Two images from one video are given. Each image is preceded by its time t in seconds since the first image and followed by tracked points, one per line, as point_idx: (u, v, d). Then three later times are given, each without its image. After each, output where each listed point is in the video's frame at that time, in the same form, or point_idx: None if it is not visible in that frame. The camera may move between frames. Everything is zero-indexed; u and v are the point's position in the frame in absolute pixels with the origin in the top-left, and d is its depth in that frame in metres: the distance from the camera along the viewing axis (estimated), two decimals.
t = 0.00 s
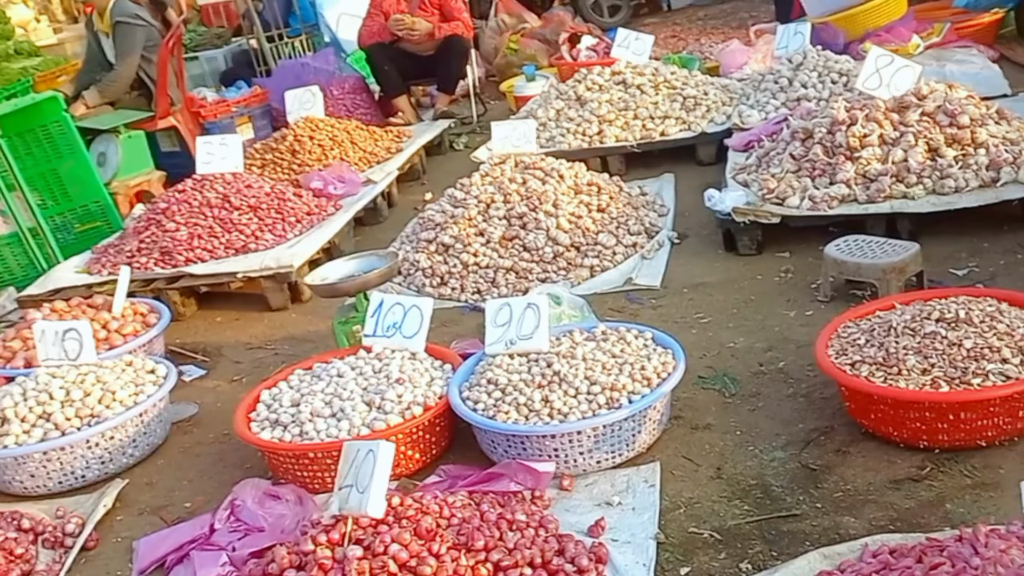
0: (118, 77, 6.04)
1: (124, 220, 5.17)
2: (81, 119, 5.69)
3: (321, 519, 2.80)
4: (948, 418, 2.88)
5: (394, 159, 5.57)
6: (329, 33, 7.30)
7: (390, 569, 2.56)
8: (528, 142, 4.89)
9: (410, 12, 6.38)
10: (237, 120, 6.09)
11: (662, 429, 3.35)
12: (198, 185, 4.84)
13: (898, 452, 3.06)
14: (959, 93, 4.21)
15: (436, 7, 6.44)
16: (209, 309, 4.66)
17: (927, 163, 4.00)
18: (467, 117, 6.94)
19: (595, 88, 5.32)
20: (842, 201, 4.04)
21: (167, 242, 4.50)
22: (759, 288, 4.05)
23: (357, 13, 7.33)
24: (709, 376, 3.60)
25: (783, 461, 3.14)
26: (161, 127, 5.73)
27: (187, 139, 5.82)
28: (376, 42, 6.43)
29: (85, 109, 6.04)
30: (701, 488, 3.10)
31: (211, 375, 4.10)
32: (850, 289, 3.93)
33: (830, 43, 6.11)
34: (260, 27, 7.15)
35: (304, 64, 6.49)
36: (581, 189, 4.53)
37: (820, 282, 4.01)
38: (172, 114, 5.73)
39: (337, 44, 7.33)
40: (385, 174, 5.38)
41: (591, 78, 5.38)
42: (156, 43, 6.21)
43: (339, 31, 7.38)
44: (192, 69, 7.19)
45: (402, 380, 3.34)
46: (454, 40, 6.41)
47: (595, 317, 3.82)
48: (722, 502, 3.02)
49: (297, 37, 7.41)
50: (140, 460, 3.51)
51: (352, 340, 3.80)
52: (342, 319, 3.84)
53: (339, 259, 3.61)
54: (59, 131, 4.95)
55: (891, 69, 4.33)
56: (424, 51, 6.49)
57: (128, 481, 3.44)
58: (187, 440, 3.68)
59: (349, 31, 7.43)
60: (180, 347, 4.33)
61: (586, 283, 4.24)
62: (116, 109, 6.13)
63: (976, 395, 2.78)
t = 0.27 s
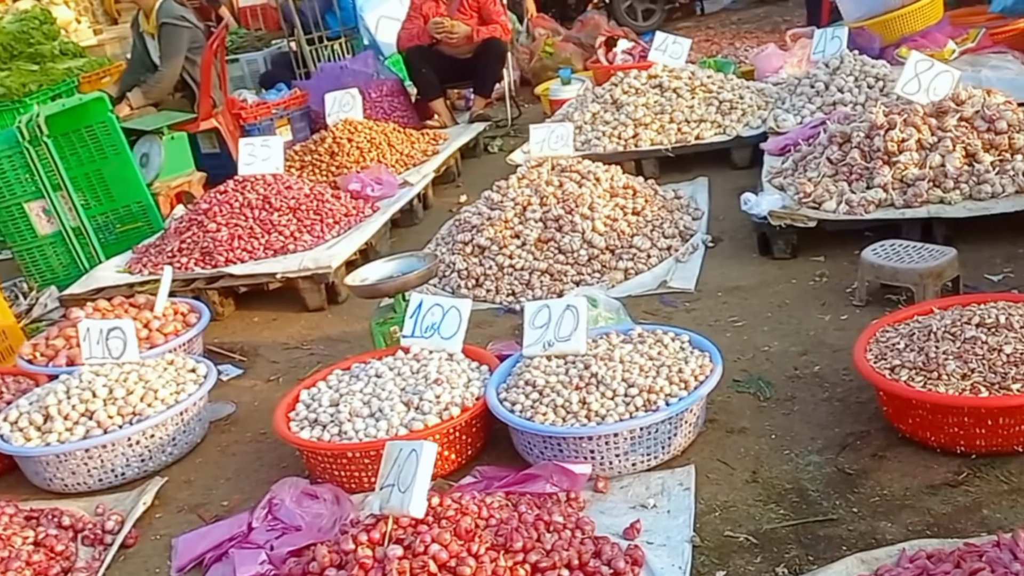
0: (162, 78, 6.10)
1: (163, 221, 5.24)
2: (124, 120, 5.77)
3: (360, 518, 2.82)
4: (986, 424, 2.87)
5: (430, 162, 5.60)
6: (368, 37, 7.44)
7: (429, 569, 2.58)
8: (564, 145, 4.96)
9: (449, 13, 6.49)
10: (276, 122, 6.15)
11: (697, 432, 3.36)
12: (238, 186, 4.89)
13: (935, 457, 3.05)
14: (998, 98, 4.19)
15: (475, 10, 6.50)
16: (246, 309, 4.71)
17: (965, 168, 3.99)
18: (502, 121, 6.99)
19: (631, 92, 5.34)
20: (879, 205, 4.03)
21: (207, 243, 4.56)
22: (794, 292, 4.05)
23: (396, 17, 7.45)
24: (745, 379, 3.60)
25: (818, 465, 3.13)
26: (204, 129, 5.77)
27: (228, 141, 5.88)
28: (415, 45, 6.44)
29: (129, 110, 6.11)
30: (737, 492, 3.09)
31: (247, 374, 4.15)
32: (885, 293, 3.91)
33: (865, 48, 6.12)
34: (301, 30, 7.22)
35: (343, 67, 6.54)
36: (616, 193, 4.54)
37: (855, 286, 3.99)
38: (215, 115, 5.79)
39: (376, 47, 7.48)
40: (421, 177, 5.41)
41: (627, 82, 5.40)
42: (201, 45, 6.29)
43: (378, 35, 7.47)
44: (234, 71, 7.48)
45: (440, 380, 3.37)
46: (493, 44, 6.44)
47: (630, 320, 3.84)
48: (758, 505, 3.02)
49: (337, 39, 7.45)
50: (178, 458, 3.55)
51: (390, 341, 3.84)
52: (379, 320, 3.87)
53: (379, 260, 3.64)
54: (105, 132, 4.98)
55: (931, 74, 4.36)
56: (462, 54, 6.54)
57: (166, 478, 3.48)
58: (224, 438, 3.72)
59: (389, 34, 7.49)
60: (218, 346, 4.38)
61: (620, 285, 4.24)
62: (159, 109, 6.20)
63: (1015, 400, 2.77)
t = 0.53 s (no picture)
0: (191, 80, 6.18)
1: (190, 222, 5.28)
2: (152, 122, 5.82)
3: (386, 518, 2.85)
4: (1011, 430, 2.88)
5: (453, 164, 5.63)
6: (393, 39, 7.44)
7: (455, 570, 2.60)
8: (587, 148, 5.00)
9: (474, 17, 6.53)
10: (302, 124, 6.19)
11: (720, 435, 3.37)
12: (263, 187, 4.93)
13: (958, 463, 3.05)
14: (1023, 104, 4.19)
15: (500, 14, 6.54)
16: (269, 309, 4.74)
17: (989, 174, 3.99)
18: (524, 124, 7.02)
19: (653, 95, 5.36)
20: (903, 210, 4.03)
21: (234, 243, 4.60)
22: (816, 296, 4.05)
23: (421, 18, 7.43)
24: (767, 383, 3.61)
25: (841, 470, 3.14)
26: (231, 130, 5.80)
27: (254, 142, 5.91)
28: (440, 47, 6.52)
29: (158, 112, 6.16)
30: (759, 495, 3.10)
31: (271, 374, 4.18)
32: (907, 299, 3.91)
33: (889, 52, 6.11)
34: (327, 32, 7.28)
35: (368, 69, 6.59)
36: (638, 196, 4.57)
37: (878, 290, 3.99)
38: (242, 117, 5.81)
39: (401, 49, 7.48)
40: (443, 179, 5.44)
41: (649, 86, 5.42)
42: (230, 47, 6.35)
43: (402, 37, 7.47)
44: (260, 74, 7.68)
45: (463, 381, 3.39)
46: (517, 47, 6.45)
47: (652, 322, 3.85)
48: (780, 509, 3.02)
49: (362, 42, 7.51)
50: (204, 456, 3.59)
51: (414, 342, 3.86)
52: (403, 321, 3.90)
53: (403, 261, 3.66)
54: (134, 133, 5.03)
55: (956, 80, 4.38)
56: (485, 57, 6.58)
57: (192, 476, 3.51)
58: (249, 437, 3.75)
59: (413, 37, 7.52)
60: (242, 346, 4.41)
61: (642, 288, 4.24)
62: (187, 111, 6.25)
63: None
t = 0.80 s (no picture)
0: (202, 81, 6.18)
1: (201, 222, 5.29)
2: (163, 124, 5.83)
3: (395, 518, 2.85)
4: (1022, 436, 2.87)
5: (461, 167, 5.64)
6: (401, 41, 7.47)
7: (463, 570, 2.60)
8: (595, 151, 4.98)
9: (482, 21, 6.50)
10: (310, 126, 6.18)
11: (728, 439, 3.37)
12: (273, 188, 4.94)
13: (969, 469, 3.04)
14: None
15: (508, 18, 6.51)
16: (278, 310, 4.75)
17: (1000, 179, 3.98)
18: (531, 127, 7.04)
19: (661, 99, 5.37)
20: (912, 215, 4.03)
21: (244, 243, 4.61)
22: (825, 300, 4.05)
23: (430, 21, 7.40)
24: (775, 387, 3.61)
25: (851, 475, 3.14)
26: (240, 132, 5.86)
27: (264, 145, 5.92)
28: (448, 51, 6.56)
29: (169, 113, 6.17)
30: (768, 500, 3.10)
31: (280, 374, 4.19)
32: (917, 304, 3.91)
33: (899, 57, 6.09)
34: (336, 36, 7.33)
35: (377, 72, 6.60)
36: (646, 200, 4.56)
37: (888, 295, 3.99)
38: (251, 119, 5.86)
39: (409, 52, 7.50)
40: (452, 182, 5.45)
41: (657, 90, 5.44)
42: (240, 50, 6.38)
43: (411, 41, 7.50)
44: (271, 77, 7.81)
45: (472, 383, 3.39)
46: (524, 51, 6.50)
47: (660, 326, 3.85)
48: (790, 514, 3.02)
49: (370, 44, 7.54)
50: (214, 456, 3.59)
51: (421, 343, 3.87)
52: (411, 323, 3.90)
53: (412, 263, 3.67)
54: (146, 134, 5.03)
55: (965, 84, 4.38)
56: (493, 61, 6.58)
57: (203, 475, 3.52)
58: (259, 436, 3.76)
59: (421, 40, 7.55)
60: (252, 346, 4.42)
61: (650, 291, 4.24)
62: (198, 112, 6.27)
63: None
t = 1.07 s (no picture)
0: (201, 83, 6.18)
1: (201, 222, 5.27)
2: (161, 125, 5.81)
3: (393, 519, 2.84)
4: None
5: (459, 170, 5.63)
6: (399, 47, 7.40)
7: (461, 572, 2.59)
8: (593, 155, 4.93)
9: (478, 24, 6.48)
10: (310, 128, 6.20)
11: (727, 444, 3.36)
12: (271, 189, 4.93)
13: (970, 475, 3.04)
14: None
15: (505, 21, 6.49)
16: (276, 311, 4.73)
17: (1000, 185, 3.98)
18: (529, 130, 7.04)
19: (659, 103, 5.37)
20: (912, 220, 4.03)
21: (242, 244, 4.59)
22: (824, 305, 4.05)
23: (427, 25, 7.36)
24: (775, 392, 3.60)
25: (851, 480, 3.13)
26: (239, 133, 5.81)
27: (262, 146, 5.92)
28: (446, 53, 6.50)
29: (168, 115, 6.16)
30: (768, 505, 3.09)
31: (279, 374, 4.17)
32: (918, 309, 3.91)
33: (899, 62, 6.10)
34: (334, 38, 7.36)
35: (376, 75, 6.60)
36: (644, 204, 4.55)
37: (888, 301, 3.99)
38: (249, 120, 5.82)
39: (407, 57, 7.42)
40: (450, 184, 5.45)
41: (655, 94, 5.44)
42: (238, 52, 6.36)
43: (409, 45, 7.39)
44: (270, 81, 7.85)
45: (470, 385, 3.38)
46: (522, 55, 6.48)
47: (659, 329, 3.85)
48: (790, 519, 3.01)
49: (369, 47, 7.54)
50: (213, 455, 3.58)
51: (419, 344, 3.86)
52: (409, 324, 3.90)
53: (409, 264, 3.65)
54: (146, 134, 5.01)
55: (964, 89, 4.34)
56: (491, 64, 6.57)
57: (202, 474, 3.50)
58: (258, 436, 3.74)
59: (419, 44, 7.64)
60: (251, 347, 4.40)
61: (649, 295, 4.25)
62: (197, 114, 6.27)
63: None
